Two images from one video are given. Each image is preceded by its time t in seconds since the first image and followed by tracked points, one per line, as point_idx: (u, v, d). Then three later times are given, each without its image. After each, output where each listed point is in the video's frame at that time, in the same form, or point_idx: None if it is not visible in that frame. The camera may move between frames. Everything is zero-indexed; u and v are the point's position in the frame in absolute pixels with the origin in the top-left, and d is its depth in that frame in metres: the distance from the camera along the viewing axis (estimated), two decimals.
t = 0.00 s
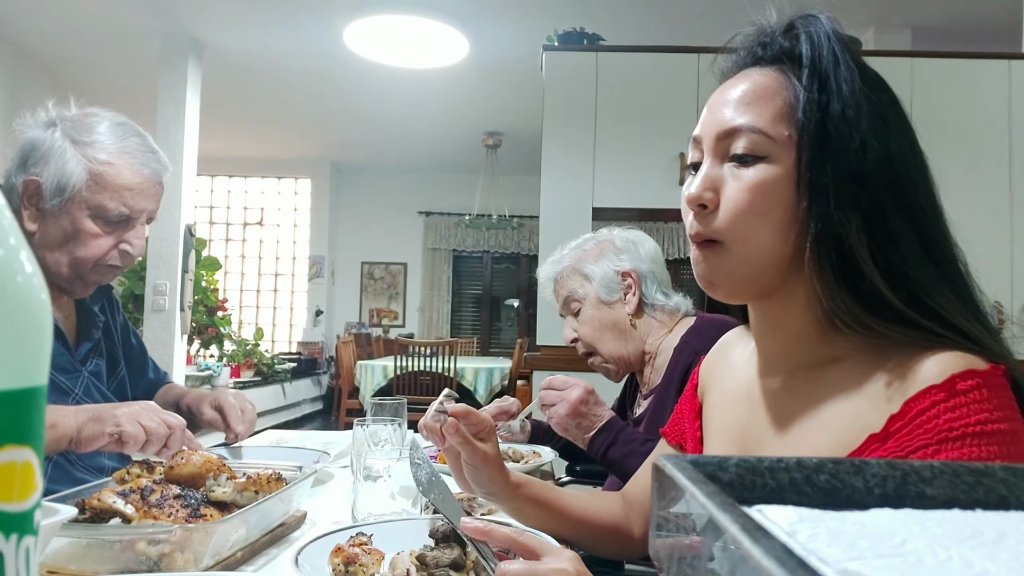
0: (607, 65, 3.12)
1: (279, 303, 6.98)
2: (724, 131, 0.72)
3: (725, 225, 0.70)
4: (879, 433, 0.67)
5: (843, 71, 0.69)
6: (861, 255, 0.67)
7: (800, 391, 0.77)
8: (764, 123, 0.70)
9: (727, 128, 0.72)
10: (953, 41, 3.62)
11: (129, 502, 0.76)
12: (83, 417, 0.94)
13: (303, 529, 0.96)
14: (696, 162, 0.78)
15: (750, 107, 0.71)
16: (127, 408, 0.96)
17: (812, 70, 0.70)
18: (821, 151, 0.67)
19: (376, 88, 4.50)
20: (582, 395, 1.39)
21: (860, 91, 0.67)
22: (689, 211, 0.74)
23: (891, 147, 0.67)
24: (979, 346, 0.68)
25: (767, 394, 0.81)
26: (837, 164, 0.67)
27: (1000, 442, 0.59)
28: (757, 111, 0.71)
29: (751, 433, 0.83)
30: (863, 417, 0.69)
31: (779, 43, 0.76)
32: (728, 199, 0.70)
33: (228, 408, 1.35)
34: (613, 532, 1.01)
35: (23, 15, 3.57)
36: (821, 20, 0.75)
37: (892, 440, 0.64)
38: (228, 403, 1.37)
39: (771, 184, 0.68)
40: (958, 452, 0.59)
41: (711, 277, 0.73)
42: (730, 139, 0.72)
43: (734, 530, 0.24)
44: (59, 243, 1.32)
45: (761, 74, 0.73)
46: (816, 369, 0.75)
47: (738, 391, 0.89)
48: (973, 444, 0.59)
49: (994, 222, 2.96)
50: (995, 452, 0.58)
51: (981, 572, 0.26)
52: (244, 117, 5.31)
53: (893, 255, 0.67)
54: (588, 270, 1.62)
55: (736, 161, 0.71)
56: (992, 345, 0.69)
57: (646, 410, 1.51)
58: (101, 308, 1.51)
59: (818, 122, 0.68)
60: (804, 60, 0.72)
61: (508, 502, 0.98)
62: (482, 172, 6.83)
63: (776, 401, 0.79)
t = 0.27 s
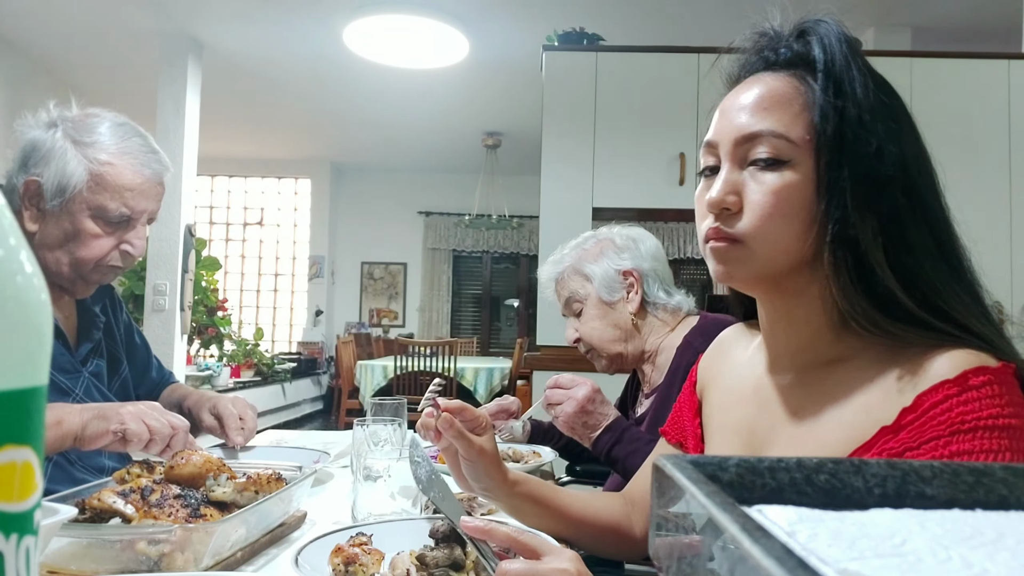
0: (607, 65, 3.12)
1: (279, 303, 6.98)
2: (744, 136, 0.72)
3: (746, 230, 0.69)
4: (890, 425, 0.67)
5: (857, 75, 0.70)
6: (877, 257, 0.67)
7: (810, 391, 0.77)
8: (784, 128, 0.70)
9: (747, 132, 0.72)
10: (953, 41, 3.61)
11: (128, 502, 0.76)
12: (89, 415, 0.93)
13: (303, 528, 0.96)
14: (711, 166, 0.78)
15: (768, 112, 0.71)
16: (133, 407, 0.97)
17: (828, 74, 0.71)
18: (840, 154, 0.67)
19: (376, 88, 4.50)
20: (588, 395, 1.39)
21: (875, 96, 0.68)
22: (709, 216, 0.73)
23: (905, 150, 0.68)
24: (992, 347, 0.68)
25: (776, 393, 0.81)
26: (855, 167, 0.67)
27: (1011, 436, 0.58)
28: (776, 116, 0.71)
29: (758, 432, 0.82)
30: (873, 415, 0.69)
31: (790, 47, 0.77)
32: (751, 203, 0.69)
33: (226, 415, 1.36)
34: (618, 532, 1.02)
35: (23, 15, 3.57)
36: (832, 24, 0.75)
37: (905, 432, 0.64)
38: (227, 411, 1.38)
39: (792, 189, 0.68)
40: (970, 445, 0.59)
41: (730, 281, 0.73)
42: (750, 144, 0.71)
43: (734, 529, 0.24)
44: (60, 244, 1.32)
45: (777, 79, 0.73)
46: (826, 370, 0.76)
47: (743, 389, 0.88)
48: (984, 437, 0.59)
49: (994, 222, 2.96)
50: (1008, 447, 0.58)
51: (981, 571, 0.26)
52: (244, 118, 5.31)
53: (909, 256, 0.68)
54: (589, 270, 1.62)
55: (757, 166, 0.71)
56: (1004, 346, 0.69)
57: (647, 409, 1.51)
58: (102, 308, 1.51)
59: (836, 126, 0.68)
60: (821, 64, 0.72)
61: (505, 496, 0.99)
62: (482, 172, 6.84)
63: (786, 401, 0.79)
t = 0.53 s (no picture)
0: (607, 65, 3.12)
1: (279, 303, 6.98)
2: (757, 131, 0.71)
3: (756, 226, 0.68)
4: (881, 416, 0.67)
5: (865, 82, 0.71)
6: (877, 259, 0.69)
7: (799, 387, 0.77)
8: (798, 127, 0.70)
9: (760, 129, 0.71)
10: (952, 41, 3.62)
11: (129, 502, 0.76)
12: (93, 414, 0.94)
13: (303, 528, 0.96)
14: (714, 160, 0.77)
15: (781, 110, 0.71)
16: (137, 408, 0.97)
17: (839, 78, 0.72)
18: (847, 158, 0.68)
19: (376, 88, 4.50)
20: (591, 397, 1.40)
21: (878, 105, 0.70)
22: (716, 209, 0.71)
23: (903, 158, 0.70)
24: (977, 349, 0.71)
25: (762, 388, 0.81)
26: (860, 172, 0.68)
27: (999, 428, 0.61)
28: (789, 115, 0.70)
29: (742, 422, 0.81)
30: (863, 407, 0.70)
31: (795, 49, 0.77)
32: (762, 199, 0.68)
33: (226, 417, 1.36)
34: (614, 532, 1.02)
35: (23, 15, 3.57)
36: (837, 31, 0.77)
37: (895, 423, 0.65)
38: (227, 412, 1.38)
39: (803, 187, 0.68)
40: (960, 436, 0.61)
41: (735, 277, 0.72)
42: (762, 140, 0.71)
43: (734, 530, 0.25)
44: (61, 244, 1.32)
45: (788, 78, 0.73)
46: (815, 367, 0.76)
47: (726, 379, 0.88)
48: (974, 428, 0.61)
49: (994, 222, 2.96)
50: (995, 437, 0.60)
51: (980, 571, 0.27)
52: (245, 118, 5.31)
53: (906, 260, 0.70)
54: (586, 274, 1.62)
55: (768, 163, 0.70)
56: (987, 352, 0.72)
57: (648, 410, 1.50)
58: (103, 307, 1.51)
59: (846, 130, 0.69)
60: (831, 68, 0.73)
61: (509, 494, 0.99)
62: (482, 172, 6.84)
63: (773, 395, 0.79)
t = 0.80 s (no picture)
0: (607, 65, 3.12)
1: (279, 303, 6.98)
2: (757, 132, 0.70)
3: (756, 227, 0.68)
4: (869, 416, 0.68)
5: (860, 91, 0.72)
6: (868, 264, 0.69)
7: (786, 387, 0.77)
8: (798, 129, 0.69)
9: (761, 130, 0.70)
10: (952, 41, 3.62)
11: (129, 502, 0.77)
12: (94, 406, 0.94)
13: (303, 528, 0.96)
14: (709, 159, 0.75)
15: (782, 112, 0.70)
16: (140, 403, 0.98)
17: (837, 85, 0.72)
18: (843, 164, 0.69)
19: (377, 88, 4.50)
20: (592, 391, 1.44)
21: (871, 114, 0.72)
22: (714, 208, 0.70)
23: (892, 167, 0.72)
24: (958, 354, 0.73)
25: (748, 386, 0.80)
26: (856, 179, 0.69)
27: (983, 428, 0.62)
28: (790, 117, 0.70)
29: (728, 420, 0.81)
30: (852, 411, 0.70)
31: (792, 53, 0.77)
32: (763, 199, 0.68)
33: (224, 418, 1.34)
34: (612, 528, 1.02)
35: (23, 16, 3.57)
36: (833, 37, 0.77)
37: (883, 423, 0.66)
38: (225, 413, 1.35)
39: (802, 191, 0.68)
40: (946, 435, 0.62)
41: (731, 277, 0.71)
42: (763, 141, 0.70)
43: (734, 529, 0.25)
44: (62, 244, 1.32)
45: (787, 82, 0.73)
46: (802, 367, 0.76)
47: (711, 375, 0.87)
48: (960, 428, 0.62)
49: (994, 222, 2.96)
50: (978, 436, 0.61)
51: (978, 571, 0.27)
52: (245, 118, 5.31)
53: (896, 266, 0.70)
54: (585, 275, 1.61)
55: (768, 163, 0.69)
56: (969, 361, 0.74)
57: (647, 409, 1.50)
58: (105, 307, 1.51)
59: (843, 137, 0.69)
60: (830, 74, 0.73)
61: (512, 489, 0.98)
62: (482, 172, 6.84)
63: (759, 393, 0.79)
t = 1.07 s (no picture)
0: (607, 65, 3.12)
1: (280, 303, 6.98)
2: (762, 132, 0.70)
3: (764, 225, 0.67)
4: (874, 420, 0.67)
5: (860, 92, 0.73)
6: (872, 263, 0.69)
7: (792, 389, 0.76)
8: (802, 129, 0.69)
9: (766, 130, 0.70)
10: (952, 41, 3.62)
11: (129, 502, 0.77)
12: (95, 401, 0.94)
13: (303, 528, 0.96)
14: (712, 160, 0.75)
15: (785, 112, 0.70)
16: (140, 398, 0.98)
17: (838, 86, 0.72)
18: (846, 164, 0.69)
19: (376, 88, 4.49)
20: (580, 380, 1.48)
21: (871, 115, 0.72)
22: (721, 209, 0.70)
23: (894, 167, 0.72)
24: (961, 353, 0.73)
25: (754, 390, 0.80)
26: (860, 178, 0.69)
27: (989, 432, 0.60)
28: (793, 117, 0.70)
29: (736, 423, 0.80)
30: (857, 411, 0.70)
31: (791, 57, 0.77)
32: (770, 199, 0.67)
33: (217, 421, 1.31)
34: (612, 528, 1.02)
35: (23, 15, 3.57)
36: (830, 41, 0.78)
37: (887, 427, 0.65)
38: (217, 416, 1.33)
39: (808, 190, 0.68)
40: (951, 440, 0.60)
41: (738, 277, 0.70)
42: (767, 142, 0.70)
43: (734, 529, 0.24)
44: (62, 244, 1.32)
45: (789, 83, 0.73)
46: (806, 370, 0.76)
47: (717, 382, 0.87)
48: (965, 432, 0.61)
49: (994, 222, 2.96)
50: (984, 441, 0.60)
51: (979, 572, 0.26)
52: (245, 118, 5.30)
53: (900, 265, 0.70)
54: (585, 275, 1.62)
55: (773, 163, 0.69)
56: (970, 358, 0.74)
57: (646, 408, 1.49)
58: (104, 306, 1.52)
59: (846, 136, 0.70)
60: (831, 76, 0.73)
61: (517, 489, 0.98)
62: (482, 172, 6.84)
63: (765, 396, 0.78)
